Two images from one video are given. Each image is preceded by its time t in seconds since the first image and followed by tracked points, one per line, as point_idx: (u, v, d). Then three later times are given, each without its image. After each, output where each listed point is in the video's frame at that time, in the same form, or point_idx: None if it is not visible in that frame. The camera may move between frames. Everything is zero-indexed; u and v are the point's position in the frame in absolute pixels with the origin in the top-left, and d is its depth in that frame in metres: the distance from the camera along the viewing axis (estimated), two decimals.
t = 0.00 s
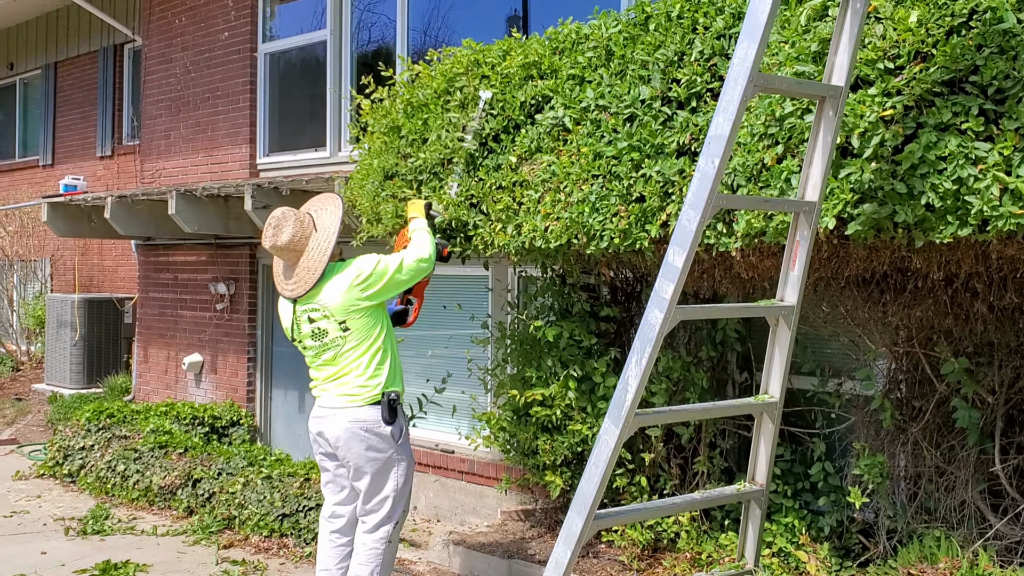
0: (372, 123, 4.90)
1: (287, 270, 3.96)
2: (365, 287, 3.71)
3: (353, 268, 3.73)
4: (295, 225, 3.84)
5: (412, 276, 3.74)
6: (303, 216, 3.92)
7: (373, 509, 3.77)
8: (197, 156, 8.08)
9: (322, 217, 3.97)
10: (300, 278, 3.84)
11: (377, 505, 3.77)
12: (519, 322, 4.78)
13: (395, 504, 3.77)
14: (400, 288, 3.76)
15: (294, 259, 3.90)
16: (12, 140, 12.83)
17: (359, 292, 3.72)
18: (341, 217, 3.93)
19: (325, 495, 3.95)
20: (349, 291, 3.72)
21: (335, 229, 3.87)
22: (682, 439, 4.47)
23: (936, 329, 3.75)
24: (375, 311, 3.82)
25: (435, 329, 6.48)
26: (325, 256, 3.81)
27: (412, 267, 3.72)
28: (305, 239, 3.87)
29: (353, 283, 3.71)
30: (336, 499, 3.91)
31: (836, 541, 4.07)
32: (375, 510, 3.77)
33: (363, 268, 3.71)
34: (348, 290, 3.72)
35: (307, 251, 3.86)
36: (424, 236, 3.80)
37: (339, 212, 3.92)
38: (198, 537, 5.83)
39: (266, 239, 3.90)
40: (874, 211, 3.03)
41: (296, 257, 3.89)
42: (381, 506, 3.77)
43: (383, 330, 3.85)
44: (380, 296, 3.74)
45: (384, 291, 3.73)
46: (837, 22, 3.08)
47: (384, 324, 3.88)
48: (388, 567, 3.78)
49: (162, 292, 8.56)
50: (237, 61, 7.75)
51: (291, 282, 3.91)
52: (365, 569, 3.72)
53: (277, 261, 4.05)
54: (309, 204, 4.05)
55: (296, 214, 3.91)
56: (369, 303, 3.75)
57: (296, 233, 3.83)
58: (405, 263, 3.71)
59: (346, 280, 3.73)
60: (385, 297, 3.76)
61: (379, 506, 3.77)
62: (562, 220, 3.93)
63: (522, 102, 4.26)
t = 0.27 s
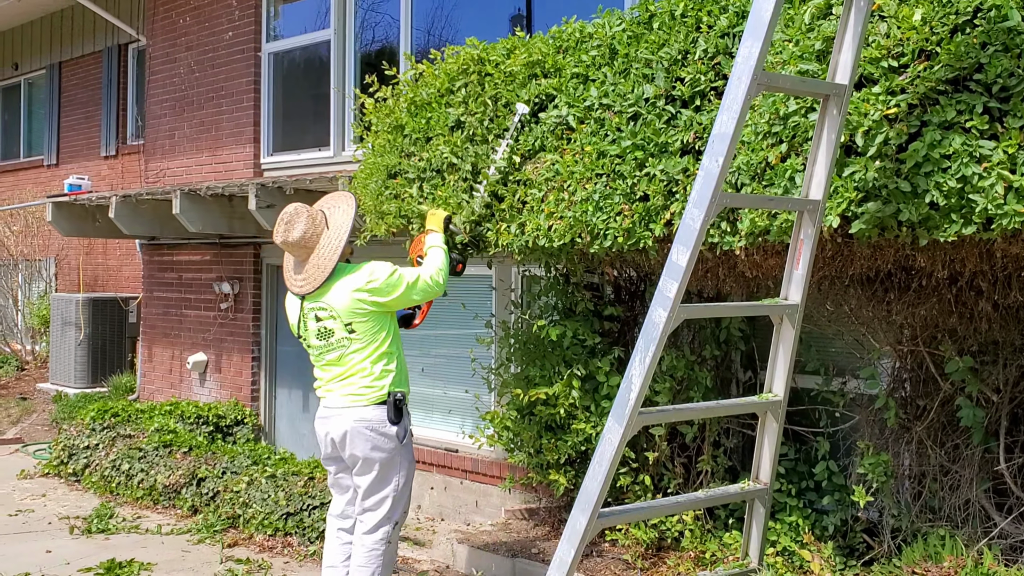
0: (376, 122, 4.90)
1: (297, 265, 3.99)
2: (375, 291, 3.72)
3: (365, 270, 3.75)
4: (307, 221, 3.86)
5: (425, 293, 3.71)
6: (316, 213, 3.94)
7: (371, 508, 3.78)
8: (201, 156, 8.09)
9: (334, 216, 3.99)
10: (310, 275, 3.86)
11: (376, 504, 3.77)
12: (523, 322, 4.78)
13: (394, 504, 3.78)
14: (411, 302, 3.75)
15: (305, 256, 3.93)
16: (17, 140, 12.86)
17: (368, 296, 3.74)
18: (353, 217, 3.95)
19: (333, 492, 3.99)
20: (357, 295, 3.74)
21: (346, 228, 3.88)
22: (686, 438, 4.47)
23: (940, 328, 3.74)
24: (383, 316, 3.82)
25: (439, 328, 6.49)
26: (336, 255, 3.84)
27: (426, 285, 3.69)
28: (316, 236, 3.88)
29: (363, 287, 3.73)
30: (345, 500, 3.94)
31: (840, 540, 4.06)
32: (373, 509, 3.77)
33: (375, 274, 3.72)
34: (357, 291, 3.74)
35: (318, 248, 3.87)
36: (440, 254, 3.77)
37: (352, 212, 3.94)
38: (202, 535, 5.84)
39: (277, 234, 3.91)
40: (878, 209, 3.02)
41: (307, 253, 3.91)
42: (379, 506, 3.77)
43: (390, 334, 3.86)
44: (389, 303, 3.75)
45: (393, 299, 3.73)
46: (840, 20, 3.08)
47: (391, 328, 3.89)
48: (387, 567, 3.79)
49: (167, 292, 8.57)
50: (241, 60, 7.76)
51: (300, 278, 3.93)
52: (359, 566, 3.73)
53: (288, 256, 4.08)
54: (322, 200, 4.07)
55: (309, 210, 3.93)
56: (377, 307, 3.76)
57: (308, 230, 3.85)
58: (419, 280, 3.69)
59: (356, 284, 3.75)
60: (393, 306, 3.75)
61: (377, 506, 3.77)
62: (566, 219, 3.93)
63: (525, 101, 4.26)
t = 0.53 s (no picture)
0: (381, 122, 4.92)
1: (304, 263, 3.99)
2: (379, 292, 3.72)
3: (372, 272, 3.77)
4: (318, 218, 3.89)
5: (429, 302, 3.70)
6: (325, 210, 3.97)
7: (372, 508, 3.78)
8: (207, 156, 8.11)
9: (342, 213, 4.02)
10: (318, 271, 3.88)
11: (377, 504, 3.77)
12: (528, 321, 4.79)
13: (396, 504, 3.79)
14: (416, 307, 3.75)
15: (314, 253, 3.95)
16: (23, 140, 12.91)
17: (372, 296, 3.74)
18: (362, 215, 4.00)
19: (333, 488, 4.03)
20: (362, 295, 3.75)
21: (356, 224, 3.94)
22: (691, 437, 4.47)
23: (946, 327, 3.74)
24: (386, 319, 3.82)
25: (444, 328, 6.50)
26: (345, 251, 3.87)
27: (432, 293, 3.70)
28: (326, 233, 3.91)
29: (369, 289, 3.73)
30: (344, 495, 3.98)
31: (846, 539, 4.06)
32: (374, 509, 3.78)
33: (381, 277, 3.73)
34: (361, 291, 3.75)
35: (328, 244, 3.89)
36: (447, 262, 3.77)
37: (361, 210, 3.99)
38: (208, 535, 5.86)
39: (286, 231, 3.92)
40: (882, 208, 3.02)
41: (316, 250, 3.93)
42: (382, 507, 3.77)
43: (393, 335, 3.86)
44: (392, 306, 3.74)
45: (397, 302, 3.72)
46: (845, 19, 3.08)
47: (394, 331, 3.88)
48: (388, 569, 3.79)
49: (173, 291, 8.60)
50: (246, 60, 7.77)
51: (307, 275, 3.93)
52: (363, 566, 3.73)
53: (292, 255, 4.08)
54: (329, 200, 4.10)
55: (318, 207, 3.96)
56: (381, 309, 3.77)
57: (319, 225, 3.88)
58: (426, 287, 3.70)
59: (362, 285, 3.75)
60: (397, 310, 3.75)
61: (379, 506, 3.77)
62: (570, 219, 3.93)
63: (530, 101, 4.26)
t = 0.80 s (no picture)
0: (385, 124, 4.93)
1: (298, 266, 4.07)
2: (369, 295, 3.77)
3: (362, 275, 3.83)
4: (310, 221, 3.97)
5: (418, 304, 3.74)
6: (318, 215, 4.04)
7: (373, 508, 3.78)
8: (211, 158, 8.13)
9: (336, 218, 4.07)
10: (309, 274, 3.94)
11: (379, 504, 3.77)
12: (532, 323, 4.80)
13: (398, 504, 3.77)
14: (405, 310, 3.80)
15: (306, 256, 4.02)
16: (29, 142, 12.95)
17: (362, 298, 3.79)
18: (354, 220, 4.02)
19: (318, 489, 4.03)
20: (352, 298, 3.79)
21: (347, 229, 3.97)
22: (695, 439, 4.47)
23: (950, 329, 3.74)
24: (377, 321, 3.85)
25: (448, 329, 6.50)
26: (335, 254, 3.92)
27: (420, 296, 3.75)
28: (317, 237, 3.97)
29: (359, 291, 3.78)
30: (327, 496, 3.98)
31: (850, 541, 4.06)
32: (376, 509, 3.77)
33: (371, 280, 3.78)
34: (351, 294, 3.80)
35: (319, 248, 3.96)
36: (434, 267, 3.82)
37: (352, 214, 4.01)
38: (213, 536, 5.87)
39: (280, 235, 4.02)
40: (886, 210, 3.02)
41: (308, 253, 4.00)
42: (384, 506, 3.75)
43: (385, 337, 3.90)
44: (383, 308, 3.78)
45: (387, 303, 3.77)
46: (848, 21, 3.08)
47: (386, 334, 3.92)
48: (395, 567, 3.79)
49: (177, 293, 8.62)
50: (250, 62, 7.79)
51: (299, 278, 4.00)
52: (366, 566, 3.74)
53: (289, 258, 4.16)
54: (326, 205, 4.17)
55: (312, 212, 4.04)
56: (372, 311, 3.81)
57: (310, 230, 3.95)
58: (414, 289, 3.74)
59: (352, 288, 3.81)
60: (387, 311, 3.79)
61: (381, 506, 3.76)
62: (574, 221, 3.94)
63: (533, 102, 4.27)
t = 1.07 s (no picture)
0: (389, 124, 4.95)
1: (287, 265, 4.27)
2: (352, 294, 3.94)
3: (347, 275, 3.99)
4: (297, 222, 4.17)
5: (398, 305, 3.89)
6: (306, 216, 4.24)
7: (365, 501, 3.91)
8: (216, 158, 8.14)
9: (323, 219, 4.27)
10: (295, 273, 4.14)
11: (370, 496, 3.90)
12: (536, 322, 4.80)
13: (386, 495, 3.91)
14: (385, 309, 3.96)
15: (294, 255, 4.22)
16: (34, 142, 12.99)
17: (344, 298, 3.96)
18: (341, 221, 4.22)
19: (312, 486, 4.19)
20: (335, 297, 3.97)
21: (333, 230, 4.16)
22: (700, 439, 4.46)
23: (955, 328, 3.73)
24: (360, 321, 4.01)
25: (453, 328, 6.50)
26: (320, 254, 4.12)
27: (402, 296, 3.92)
28: (305, 237, 4.17)
29: (341, 291, 3.96)
30: (321, 491, 4.13)
31: (855, 541, 4.05)
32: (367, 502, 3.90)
33: (353, 280, 3.96)
34: (335, 293, 3.97)
35: (306, 247, 4.15)
36: (414, 271, 4.01)
37: (339, 215, 4.21)
38: (218, 535, 5.89)
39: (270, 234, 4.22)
40: (892, 209, 3.02)
41: (296, 252, 4.20)
42: (373, 498, 3.88)
43: (368, 336, 4.06)
44: (364, 308, 3.95)
45: (368, 304, 3.93)
46: (853, 20, 3.07)
47: (370, 332, 4.08)
48: (393, 556, 3.90)
49: (182, 292, 8.63)
50: (255, 62, 7.80)
51: (287, 276, 4.20)
52: (364, 557, 3.86)
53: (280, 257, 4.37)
54: (316, 207, 4.37)
55: (300, 213, 4.24)
56: (354, 310, 3.97)
57: (297, 230, 4.15)
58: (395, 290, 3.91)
59: (336, 287, 3.98)
60: (369, 311, 3.95)
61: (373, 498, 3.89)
62: (578, 220, 3.93)
63: (538, 101, 4.26)
